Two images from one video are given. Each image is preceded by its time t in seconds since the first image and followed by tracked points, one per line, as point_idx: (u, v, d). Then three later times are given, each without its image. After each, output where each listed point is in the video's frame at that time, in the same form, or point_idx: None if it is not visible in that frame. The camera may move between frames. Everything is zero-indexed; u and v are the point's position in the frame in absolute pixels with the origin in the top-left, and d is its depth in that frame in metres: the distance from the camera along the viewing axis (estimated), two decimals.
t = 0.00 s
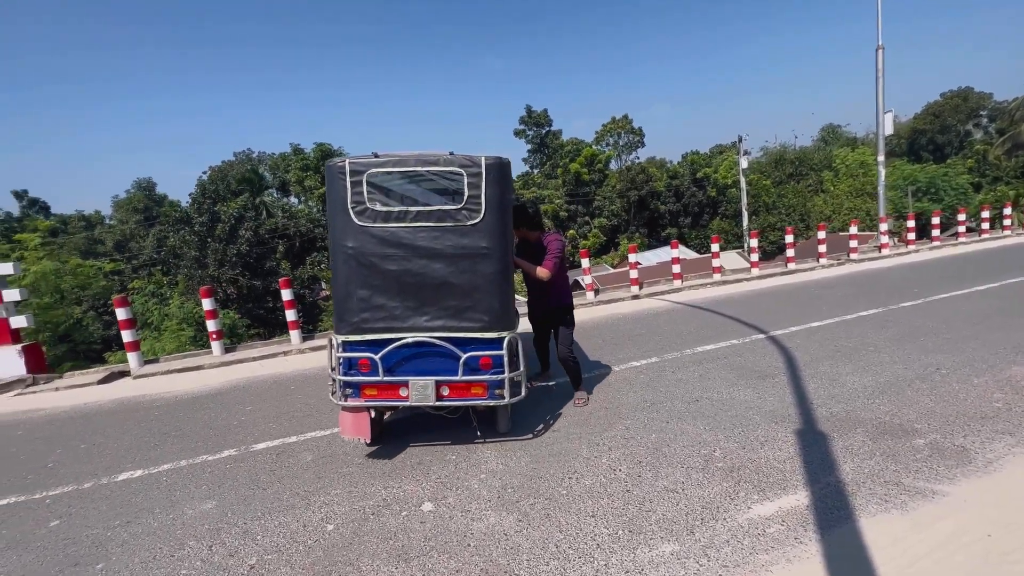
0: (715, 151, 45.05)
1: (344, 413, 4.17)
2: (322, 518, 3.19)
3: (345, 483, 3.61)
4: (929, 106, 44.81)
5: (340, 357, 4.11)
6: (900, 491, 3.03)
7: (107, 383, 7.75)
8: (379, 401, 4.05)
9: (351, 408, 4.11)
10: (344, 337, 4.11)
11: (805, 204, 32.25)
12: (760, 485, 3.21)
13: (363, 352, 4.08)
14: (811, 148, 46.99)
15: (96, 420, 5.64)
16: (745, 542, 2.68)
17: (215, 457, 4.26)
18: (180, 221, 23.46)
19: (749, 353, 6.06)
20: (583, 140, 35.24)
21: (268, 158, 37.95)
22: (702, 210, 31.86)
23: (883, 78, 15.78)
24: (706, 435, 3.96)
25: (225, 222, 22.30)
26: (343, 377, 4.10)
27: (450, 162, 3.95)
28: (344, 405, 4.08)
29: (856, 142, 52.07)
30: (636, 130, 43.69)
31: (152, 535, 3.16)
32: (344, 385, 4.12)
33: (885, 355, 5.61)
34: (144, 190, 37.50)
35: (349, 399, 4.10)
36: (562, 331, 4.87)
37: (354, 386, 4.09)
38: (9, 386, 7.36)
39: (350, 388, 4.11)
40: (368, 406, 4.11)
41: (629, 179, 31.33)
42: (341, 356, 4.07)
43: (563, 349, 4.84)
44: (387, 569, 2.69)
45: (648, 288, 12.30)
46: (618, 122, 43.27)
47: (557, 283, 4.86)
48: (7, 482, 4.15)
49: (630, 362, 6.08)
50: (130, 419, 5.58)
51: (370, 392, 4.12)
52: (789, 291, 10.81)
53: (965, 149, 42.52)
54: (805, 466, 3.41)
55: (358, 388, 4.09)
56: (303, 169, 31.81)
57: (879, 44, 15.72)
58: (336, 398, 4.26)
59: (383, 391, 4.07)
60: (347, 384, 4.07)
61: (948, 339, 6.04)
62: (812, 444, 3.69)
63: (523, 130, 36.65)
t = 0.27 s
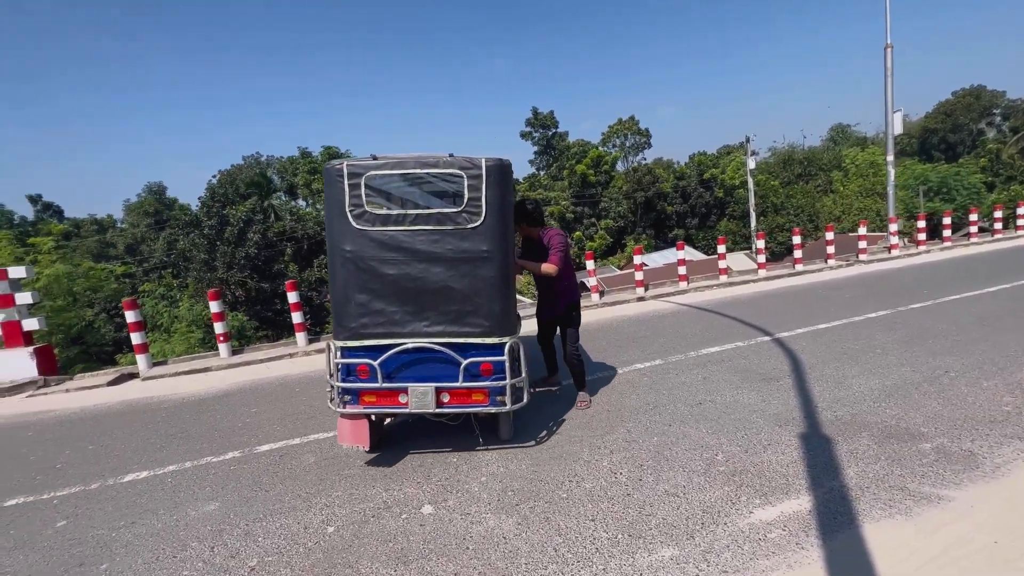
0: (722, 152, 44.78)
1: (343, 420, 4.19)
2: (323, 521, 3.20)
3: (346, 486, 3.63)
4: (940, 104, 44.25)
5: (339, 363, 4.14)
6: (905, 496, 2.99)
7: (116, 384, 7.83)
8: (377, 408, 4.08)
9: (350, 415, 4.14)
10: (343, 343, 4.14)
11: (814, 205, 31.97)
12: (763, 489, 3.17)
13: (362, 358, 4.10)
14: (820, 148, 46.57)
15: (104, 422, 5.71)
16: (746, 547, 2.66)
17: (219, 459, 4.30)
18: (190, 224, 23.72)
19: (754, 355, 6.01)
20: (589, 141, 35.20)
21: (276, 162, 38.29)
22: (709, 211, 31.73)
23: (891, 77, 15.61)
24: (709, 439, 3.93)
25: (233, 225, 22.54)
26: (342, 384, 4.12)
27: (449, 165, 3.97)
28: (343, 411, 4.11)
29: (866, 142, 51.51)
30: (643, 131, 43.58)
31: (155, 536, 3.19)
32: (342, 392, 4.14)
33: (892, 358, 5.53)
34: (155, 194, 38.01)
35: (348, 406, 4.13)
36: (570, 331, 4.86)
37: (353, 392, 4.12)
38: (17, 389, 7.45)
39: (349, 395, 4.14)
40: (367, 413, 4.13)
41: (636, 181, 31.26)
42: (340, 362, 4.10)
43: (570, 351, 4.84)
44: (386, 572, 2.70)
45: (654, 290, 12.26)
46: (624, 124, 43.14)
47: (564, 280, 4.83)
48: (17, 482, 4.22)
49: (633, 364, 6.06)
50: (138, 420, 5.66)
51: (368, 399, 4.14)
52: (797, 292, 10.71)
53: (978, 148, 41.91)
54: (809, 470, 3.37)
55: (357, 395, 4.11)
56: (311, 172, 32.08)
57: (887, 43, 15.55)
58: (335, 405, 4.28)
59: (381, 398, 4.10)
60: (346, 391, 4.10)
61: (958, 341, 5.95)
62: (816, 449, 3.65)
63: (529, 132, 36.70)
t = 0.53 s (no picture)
0: (728, 153, 44.61)
1: (344, 423, 4.20)
2: (324, 522, 3.22)
3: (348, 487, 3.65)
4: (949, 104, 43.83)
5: (340, 366, 4.15)
6: (908, 500, 2.96)
7: (124, 386, 7.91)
8: (377, 412, 4.08)
9: (350, 418, 4.14)
10: (343, 346, 4.15)
11: (821, 206, 31.76)
12: (765, 492, 3.15)
13: (362, 361, 4.12)
14: (827, 149, 46.28)
15: (110, 424, 5.77)
16: (746, 550, 2.65)
17: (223, 460, 4.34)
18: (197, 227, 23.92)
19: (757, 357, 5.98)
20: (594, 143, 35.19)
21: (283, 165, 38.57)
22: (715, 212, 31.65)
23: (898, 77, 15.51)
24: (710, 442, 3.91)
25: (240, 228, 22.73)
26: (343, 387, 4.13)
27: (448, 167, 4.00)
28: (343, 415, 4.11)
29: (874, 142, 51.05)
30: (648, 132, 43.52)
31: (159, 536, 3.22)
32: (343, 395, 4.15)
33: (898, 360, 5.48)
34: (163, 198, 38.45)
35: (348, 409, 4.13)
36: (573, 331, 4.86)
37: (353, 396, 4.13)
38: (20, 391, 7.46)
39: (349, 397, 4.14)
40: (367, 416, 4.14)
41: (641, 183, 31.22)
42: (340, 365, 4.11)
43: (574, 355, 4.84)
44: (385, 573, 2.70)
45: (658, 292, 12.22)
46: (629, 125, 43.06)
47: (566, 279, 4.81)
48: (26, 482, 4.28)
49: (636, 367, 6.04)
50: (144, 422, 5.72)
51: (369, 403, 4.14)
52: (802, 294, 10.63)
53: (988, 147, 41.46)
54: (812, 473, 3.34)
55: (358, 398, 4.12)
56: (317, 175, 32.29)
57: (894, 43, 15.44)
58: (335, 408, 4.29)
59: (382, 401, 4.11)
60: (346, 394, 4.11)
61: (966, 343, 5.88)
62: (818, 451, 3.62)
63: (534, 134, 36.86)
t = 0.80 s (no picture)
0: (735, 156, 44.46)
1: (348, 424, 4.22)
2: (326, 524, 3.23)
3: (351, 489, 3.66)
4: (959, 106, 43.41)
5: (345, 367, 4.17)
6: (915, 506, 2.92)
7: (132, 388, 7.99)
8: (381, 413, 4.09)
9: (355, 419, 4.16)
10: (348, 347, 4.18)
11: (828, 209, 31.54)
12: (769, 497, 3.13)
13: (367, 362, 4.14)
14: (835, 151, 45.98)
15: (118, 425, 5.83)
16: (749, 556, 2.62)
17: (228, 462, 4.36)
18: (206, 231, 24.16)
19: (763, 362, 5.94)
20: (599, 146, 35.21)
21: (290, 169, 38.90)
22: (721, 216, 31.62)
23: (906, 79, 15.39)
24: (714, 446, 3.88)
25: (248, 232, 22.93)
26: (347, 388, 4.14)
27: (452, 171, 4.02)
28: (347, 415, 4.13)
29: (883, 145, 50.64)
30: (654, 136, 43.50)
31: (163, 537, 3.25)
32: (347, 396, 4.16)
33: (906, 364, 5.42)
34: (173, 202, 38.88)
35: (353, 410, 4.15)
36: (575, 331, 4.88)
37: (358, 397, 4.14)
38: (26, 392, 7.52)
39: (353, 398, 4.15)
40: (371, 417, 4.15)
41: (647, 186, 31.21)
42: (345, 366, 4.13)
43: (577, 357, 4.86)
44: None
45: (663, 295, 12.18)
46: (635, 129, 43.07)
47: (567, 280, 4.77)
48: (35, 482, 4.34)
49: (640, 370, 6.02)
50: (151, 424, 5.78)
51: (373, 404, 4.15)
52: (808, 298, 10.55)
53: (999, 150, 40.97)
54: (817, 478, 3.31)
55: (362, 399, 4.14)
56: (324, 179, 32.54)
57: (902, 45, 15.33)
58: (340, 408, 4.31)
59: (385, 403, 4.12)
60: (350, 395, 4.12)
61: (975, 348, 5.80)
62: (823, 456, 3.58)
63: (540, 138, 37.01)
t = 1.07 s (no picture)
0: (743, 161, 44.26)
1: (354, 423, 4.26)
2: (328, 527, 3.24)
3: (354, 492, 3.67)
4: (971, 110, 42.92)
5: (350, 368, 4.21)
6: (922, 517, 2.87)
7: (140, 389, 8.08)
8: (385, 413, 4.11)
9: (360, 419, 4.20)
10: (354, 348, 4.21)
11: (838, 214, 31.26)
12: (773, 506, 3.09)
13: (372, 363, 4.16)
14: (845, 156, 45.62)
15: (126, 426, 5.89)
16: (752, 566, 2.59)
17: (232, 463, 4.39)
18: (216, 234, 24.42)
19: (769, 368, 5.88)
20: (607, 151, 35.20)
21: (299, 173, 39.29)
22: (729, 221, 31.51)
23: (916, 84, 15.26)
24: (719, 453, 3.85)
25: (257, 235, 23.15)
26: (353, 388, 4.17)
27: (456, 176, 4.04)
28: (352, 415, 4.16)
29: (894, 149, 50.16)
30: (662, 140, 43.43)
31: (167, 538, 3.27)
32: (352, 396, 4.19)
33: (914, 372, 5.34)
34: (183, 205, 39.37)
35: (358, 410, 4.17)
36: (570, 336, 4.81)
37: (362, 397, 4.17)
38: (40, 392, 7.66)
39: (358, 399, 4.19)
40: (376, 417, 4.17)
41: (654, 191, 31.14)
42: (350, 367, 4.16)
43: (570, 360, 4.84)
44: None
45: (670, 300, 12.11)
46: (642, 134, 43.04)
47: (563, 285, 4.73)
48: (43, 482, 4.39)
49: (645, 376, 5.98)
50: (158, 425, 5.84)
51: (378, 404, 4.18)
52: (817, 304, 10.45)
53: (1013, 155, 40.42)
54: (822, 487, 3.26)
55: (366, 400, 4.16)
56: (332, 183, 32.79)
57: (912, 49, 15.21)
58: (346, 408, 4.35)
59: (390, 403, 4.13)
60: (355, 395, 4.15)
61: (987, 356, 5.71)
62: (829, 465, 3.54)
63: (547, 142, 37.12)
